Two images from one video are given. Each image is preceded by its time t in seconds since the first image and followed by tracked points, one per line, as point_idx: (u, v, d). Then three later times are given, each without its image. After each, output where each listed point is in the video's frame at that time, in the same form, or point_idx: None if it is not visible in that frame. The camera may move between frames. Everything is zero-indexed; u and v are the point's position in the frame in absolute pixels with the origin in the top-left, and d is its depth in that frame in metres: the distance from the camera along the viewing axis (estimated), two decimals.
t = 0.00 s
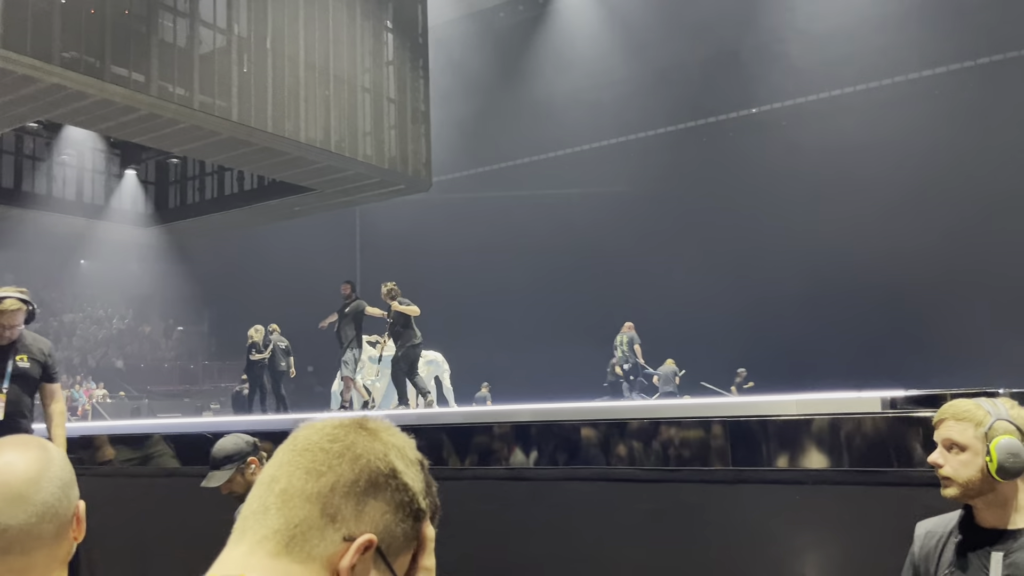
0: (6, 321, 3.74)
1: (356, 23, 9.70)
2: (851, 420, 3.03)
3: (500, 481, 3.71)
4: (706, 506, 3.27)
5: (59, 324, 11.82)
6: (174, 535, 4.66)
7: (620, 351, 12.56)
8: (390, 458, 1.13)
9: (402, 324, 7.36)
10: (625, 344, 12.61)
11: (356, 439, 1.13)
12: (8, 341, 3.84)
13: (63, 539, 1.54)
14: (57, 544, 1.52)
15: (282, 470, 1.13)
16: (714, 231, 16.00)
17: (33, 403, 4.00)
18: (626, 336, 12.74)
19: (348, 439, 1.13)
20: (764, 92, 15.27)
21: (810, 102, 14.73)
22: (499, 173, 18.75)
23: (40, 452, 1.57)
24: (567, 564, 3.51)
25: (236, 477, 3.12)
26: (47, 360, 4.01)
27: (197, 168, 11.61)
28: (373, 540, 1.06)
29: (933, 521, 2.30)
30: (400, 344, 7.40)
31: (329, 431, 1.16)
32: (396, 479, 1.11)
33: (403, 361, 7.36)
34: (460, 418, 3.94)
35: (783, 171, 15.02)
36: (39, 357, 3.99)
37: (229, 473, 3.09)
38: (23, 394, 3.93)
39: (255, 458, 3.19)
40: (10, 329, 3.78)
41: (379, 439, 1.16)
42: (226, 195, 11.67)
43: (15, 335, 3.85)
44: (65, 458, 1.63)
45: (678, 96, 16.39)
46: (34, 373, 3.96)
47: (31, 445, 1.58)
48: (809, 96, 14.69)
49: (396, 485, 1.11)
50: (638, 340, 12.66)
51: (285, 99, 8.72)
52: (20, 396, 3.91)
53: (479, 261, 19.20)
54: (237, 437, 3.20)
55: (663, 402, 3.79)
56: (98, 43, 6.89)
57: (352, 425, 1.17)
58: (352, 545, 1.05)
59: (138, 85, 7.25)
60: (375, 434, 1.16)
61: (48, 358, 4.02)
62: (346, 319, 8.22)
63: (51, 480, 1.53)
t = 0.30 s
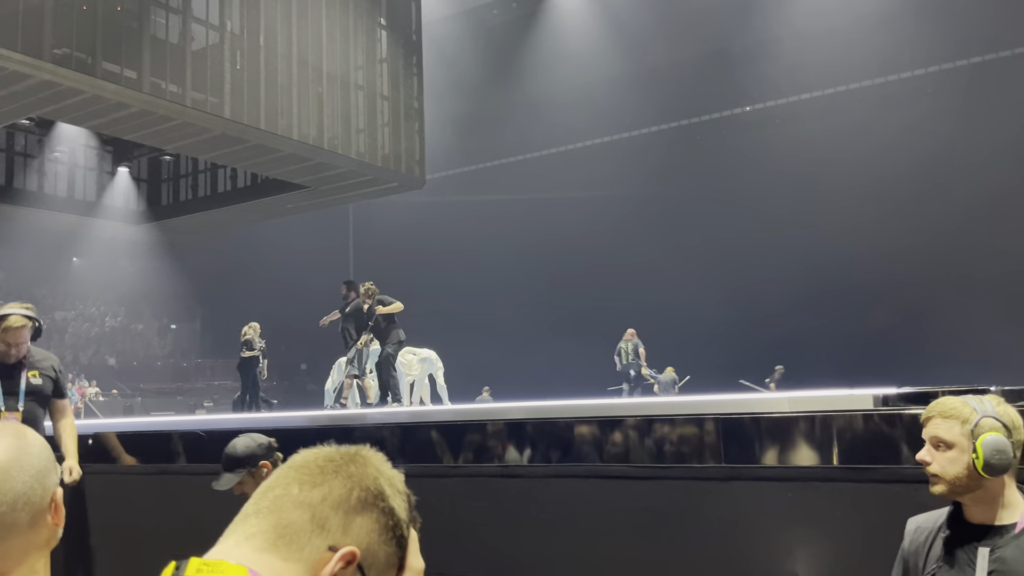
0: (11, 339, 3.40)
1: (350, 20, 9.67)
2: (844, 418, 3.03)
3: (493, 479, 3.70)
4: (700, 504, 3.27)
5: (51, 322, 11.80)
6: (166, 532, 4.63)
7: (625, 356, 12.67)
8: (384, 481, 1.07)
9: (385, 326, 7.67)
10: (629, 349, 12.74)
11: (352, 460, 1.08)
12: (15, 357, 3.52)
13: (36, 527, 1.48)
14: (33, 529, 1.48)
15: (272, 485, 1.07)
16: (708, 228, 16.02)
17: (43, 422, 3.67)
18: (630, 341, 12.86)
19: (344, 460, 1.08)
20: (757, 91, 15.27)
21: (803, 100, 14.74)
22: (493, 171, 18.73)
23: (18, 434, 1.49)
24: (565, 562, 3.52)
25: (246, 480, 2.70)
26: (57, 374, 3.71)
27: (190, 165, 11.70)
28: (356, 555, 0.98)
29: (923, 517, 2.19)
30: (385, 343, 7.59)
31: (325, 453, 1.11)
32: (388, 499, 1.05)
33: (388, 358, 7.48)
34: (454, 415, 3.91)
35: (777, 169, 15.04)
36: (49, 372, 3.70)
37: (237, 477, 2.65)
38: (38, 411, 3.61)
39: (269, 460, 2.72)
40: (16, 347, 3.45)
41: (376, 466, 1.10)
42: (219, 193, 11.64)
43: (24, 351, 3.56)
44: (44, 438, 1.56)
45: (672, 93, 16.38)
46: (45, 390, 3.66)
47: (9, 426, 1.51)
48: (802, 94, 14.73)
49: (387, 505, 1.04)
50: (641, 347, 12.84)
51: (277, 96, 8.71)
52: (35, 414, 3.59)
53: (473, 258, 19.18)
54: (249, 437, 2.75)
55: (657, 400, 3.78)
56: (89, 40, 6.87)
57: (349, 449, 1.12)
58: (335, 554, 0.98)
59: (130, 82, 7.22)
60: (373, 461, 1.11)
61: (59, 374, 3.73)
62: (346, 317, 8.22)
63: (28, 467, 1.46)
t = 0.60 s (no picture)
0: (13, 360, 3.37)
1: (345, 17, 9.64)
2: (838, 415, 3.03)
3: (488, 476, 3.71)
4: (695, 501, 3.28)
5: (46, 319, 11.81)
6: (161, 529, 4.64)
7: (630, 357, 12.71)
8: (381, 484, 1.05)
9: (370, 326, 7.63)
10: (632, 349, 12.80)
11: (348, 461, 1.07)
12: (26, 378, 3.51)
13: (13, 512, 1.58)
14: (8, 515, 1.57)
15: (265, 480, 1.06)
16: (704, 226, 16.03)
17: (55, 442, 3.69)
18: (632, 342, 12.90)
19: (340, 459, 1.06)
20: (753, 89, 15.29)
21: (800, 99, 14.76)
22: (489, 169, 18.73)
23: None
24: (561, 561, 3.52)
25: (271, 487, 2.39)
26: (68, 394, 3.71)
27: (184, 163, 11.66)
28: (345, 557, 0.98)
29: (904, 514, 2.18)
30: (365, 344, 7.59)
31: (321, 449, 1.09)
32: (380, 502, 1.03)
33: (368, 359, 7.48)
34: (450, 413, 3.92)
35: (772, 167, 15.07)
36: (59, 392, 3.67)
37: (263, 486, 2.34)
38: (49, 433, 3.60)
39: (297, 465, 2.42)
40: (21, 368, 3.41)
41: (372, 467, 1.08)
42: (215, 190, 11.69)
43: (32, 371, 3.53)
44: (23, 427, 1.64)
45: (668, 92, 16.38)
46: (54, 409, 3.64)
47: None
48: (796, 93, 14.76)
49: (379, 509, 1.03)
50: (644, 347, 12.88)
51: (274, 93, 8.69)
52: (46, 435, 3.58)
53: (469, 256, 19.17)
54: (272, 438, 2.42)
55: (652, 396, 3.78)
56: (85, 35, 6.85)
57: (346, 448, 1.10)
58: (327, 555, 0.98)
59: (125, 78, 7.20)
60: (368, 461, 1.10)
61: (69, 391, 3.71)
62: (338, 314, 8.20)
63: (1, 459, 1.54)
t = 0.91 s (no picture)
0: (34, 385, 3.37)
1: (343, 14, 9.60)
2: (834, 414, 3.02)
3: (486, 474, 3.71)
4: (692, 499, 3.27)
5: (43, 316, 11.82)
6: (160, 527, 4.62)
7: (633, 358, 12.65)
8: (339, 423, 1.06)
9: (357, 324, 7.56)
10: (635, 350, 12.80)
11: (296, 412, 1.05)
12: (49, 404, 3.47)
13: (21, 481, 1.43)
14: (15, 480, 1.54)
15: (220, 465, 1.04)
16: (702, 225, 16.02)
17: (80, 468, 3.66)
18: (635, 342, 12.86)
19: (290, 416, 1.05)
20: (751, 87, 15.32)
21: (798, 97, 14.80)
22: (487, 167, 18.74)
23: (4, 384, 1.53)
24: (563, 561, 3.51)
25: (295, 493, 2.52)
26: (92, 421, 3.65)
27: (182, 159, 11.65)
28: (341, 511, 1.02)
29: (882, 511, 2.22)
30: (355, 341, 7.52)
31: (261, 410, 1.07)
32: (348, 443, 1.05)
33: (358, 356, 7.43)
34: (449, 410, 3.92)
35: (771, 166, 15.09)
36: (82, 419, 3.62)
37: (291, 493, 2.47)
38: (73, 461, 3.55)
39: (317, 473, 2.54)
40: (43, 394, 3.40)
41: (320, 402, 1.08)
42: (213, 188, 11.68)
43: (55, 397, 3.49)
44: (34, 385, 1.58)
45: (666, 90, 16.40)
46: (74, 436, 3.56)
47: None
48: (795, 90, 14.82)
49: (350, 447, 1.05)
50: (647, 347, 12.84)
51: (271, 89, 8.67)
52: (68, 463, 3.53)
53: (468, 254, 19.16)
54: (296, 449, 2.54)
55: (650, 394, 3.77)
56: (83, 30, 6.84)
57: (287, 397, 1.08)
58: (322, 519, 1.02)
59: (123, 74, 7.18)
60: (312, 397, 1.09)
61: (92, 418, 3.65)
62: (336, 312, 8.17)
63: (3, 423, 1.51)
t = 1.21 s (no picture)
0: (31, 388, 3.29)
1: (346, 11, 9.57)
2: (837, 413, 3.03)
3: (490, 471, 3.71)
4: (696, 497, 3.29)
5: (44, 311, 11.91)
6: (163, 523, 4.63)
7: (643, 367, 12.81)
8: (327, 400, 1.13)
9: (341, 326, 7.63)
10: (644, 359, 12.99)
11: (280, 408, 1.11)
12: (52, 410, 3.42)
13: (70, 463, 1.74)
14: (63, 467, 1.72)
15: (223, 486, 1.09)
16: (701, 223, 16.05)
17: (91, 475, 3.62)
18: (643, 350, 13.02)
19: (278, 417, 1.10)
20: (752, 86, 15.34)
21: (799, 96, 14.81)
22: (489, 165, 18.75)
23: (58, 378, 1.78)
24: (564, 559, 3.52)
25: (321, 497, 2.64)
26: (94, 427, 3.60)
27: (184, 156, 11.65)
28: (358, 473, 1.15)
29: (868, 510, 2.51)
30: (341, 343, 7.62)
31: (241, 419, 1.10)
32: (343, 415, 1.14)
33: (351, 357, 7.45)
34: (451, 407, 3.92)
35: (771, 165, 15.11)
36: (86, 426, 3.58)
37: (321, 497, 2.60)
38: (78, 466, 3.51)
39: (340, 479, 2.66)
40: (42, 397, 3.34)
41: (296, 384, 1.14)
42: (214, 184, 11.64)
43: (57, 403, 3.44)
44: (79, 386, 1.84)
45: (668, 89, 16.40)
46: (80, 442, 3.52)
47: (52, 371, 1.80)
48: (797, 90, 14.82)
49: (344, 417, 1.15)
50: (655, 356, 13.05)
51: (274, 87, 8.68)
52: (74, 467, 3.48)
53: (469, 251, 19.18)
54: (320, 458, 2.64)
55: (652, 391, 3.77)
56: (86, 28, 6.84)
57: (262, 396, 1.11)
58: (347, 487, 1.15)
59: (126, 71, 7.19)
60: (286, 382, 1.13)
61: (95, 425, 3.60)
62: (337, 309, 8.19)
63: (59, 412, 1.72)
